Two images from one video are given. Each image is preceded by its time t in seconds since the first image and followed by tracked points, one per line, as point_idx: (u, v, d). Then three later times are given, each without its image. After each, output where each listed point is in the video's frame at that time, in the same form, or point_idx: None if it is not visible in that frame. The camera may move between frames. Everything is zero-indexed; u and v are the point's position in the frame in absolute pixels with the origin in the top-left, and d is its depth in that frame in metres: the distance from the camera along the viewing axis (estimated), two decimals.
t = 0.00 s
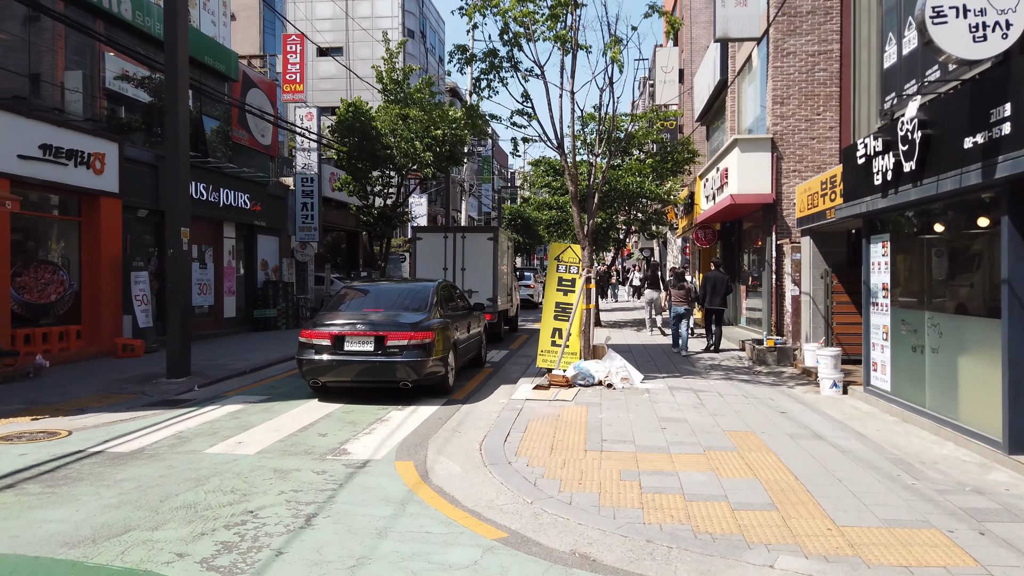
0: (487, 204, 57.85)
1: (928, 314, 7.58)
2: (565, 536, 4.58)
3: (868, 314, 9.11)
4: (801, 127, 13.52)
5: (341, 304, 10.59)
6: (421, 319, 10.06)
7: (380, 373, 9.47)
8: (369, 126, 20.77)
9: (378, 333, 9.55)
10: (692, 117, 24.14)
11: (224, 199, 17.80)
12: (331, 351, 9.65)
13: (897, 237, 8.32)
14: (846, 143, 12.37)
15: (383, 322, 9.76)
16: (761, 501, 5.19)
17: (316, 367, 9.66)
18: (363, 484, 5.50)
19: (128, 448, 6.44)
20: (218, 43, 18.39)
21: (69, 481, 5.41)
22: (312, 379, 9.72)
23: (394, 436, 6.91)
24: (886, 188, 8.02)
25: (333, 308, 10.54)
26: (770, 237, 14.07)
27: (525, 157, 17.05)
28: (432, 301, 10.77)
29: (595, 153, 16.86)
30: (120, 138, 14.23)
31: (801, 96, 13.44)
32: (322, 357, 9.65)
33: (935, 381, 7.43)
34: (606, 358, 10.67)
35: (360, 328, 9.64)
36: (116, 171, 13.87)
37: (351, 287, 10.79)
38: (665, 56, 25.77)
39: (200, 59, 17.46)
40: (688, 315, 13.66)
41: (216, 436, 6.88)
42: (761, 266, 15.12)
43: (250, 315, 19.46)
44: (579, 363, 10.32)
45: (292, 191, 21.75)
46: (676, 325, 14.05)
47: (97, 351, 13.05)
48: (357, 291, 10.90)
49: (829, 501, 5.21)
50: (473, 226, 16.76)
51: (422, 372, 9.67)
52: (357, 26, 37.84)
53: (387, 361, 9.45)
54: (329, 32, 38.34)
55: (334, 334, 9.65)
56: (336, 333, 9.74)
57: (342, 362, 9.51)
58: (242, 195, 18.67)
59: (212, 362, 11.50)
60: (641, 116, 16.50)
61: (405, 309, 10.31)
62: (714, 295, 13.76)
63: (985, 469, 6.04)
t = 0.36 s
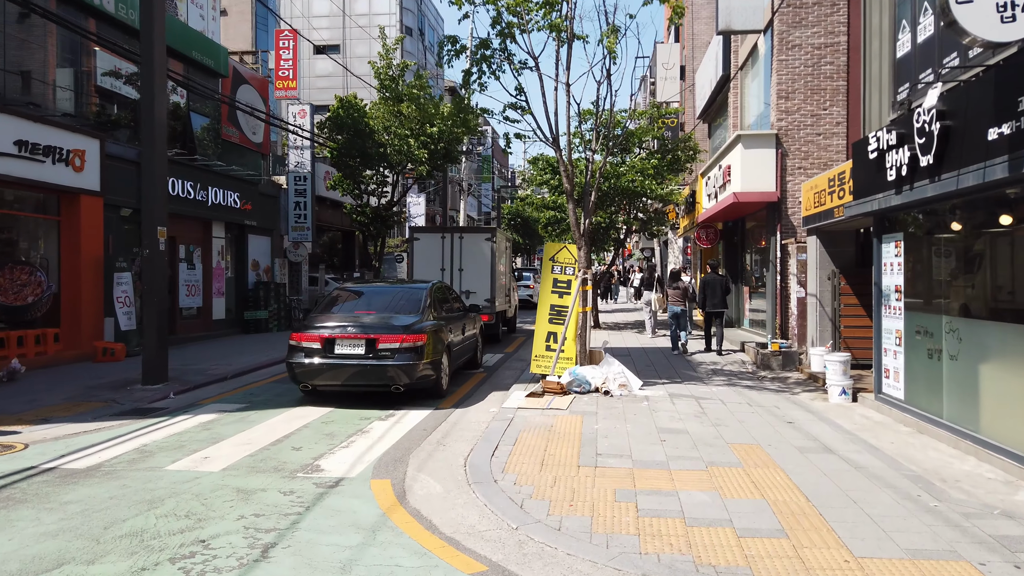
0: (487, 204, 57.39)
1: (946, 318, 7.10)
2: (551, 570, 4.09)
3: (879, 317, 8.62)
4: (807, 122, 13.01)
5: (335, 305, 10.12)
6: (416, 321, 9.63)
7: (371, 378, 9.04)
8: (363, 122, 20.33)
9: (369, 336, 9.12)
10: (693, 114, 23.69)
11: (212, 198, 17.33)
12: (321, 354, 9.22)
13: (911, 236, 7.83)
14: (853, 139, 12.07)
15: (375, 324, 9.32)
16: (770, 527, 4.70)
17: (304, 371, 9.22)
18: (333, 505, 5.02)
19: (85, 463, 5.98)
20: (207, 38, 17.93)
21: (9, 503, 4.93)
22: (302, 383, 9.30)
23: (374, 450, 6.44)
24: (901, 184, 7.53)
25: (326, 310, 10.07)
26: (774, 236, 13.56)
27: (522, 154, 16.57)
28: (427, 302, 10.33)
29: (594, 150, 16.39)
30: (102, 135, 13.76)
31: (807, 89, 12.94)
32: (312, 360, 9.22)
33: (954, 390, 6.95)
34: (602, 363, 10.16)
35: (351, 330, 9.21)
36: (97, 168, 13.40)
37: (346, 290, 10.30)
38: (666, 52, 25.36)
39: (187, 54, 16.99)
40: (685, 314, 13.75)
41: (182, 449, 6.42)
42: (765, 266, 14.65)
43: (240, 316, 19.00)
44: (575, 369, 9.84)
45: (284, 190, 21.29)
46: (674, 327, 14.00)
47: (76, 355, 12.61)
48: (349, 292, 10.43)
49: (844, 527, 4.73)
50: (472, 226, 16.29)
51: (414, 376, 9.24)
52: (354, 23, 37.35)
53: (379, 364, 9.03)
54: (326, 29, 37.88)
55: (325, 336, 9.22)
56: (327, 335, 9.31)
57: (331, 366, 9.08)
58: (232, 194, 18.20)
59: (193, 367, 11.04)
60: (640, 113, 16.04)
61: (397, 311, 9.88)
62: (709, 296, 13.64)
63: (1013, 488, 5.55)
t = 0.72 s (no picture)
0: (482, 204, 56.89)
1: (957, 321, 6.64)
2: None
3: (883, 320, 8.16)
4: (807, 117, 12.56)
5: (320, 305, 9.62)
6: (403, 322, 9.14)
7: (355, 381, 8.57)
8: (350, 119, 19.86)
9: (353, 337, 8.64)
10: (689, 111, 23.25)
11: (194, 196, 16.81)
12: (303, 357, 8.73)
13: (919, 234, 7.37)
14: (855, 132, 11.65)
15: (358, 325, 8.84)
16: (772, 555, 4.22)
17: (285, 374, 8.73)
18: (288, 530, 4.53)
19: (24, 480, 5.48)
20: (189, 32, 17.41)
21: None
22: (284, 386, 8.82)
23: (343, 464, 5.95)
24: (909, 177, 7.05)
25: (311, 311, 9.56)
26: (773, 234, 13.06)
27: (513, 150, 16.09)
28: (414, 302, 9.85)
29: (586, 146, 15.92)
30: (75, 130, 13.24)
31: (806, 82, 12.48)
32: (293, 362, 8.72)
33: (966, 398, 6.48)
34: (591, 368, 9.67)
35: (335, 331, 8.72)
36: (70, 164, 12.89)
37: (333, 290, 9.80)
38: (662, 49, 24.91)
39: (168, 48, 16.47)
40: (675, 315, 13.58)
41: (134, 463, 5.92)
42: (762, 266, 14.18)
43: (224, 318, 18.50)
44: (564, 374, 9.35)
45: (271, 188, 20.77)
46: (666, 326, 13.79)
47: (45, 358, 12.09)
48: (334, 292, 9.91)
49: (854, 555, 4.25)
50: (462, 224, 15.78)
51: (399, 379, 8.76)
52: (345, 20, 36.84)
53: (363, 367, 8.55)
54: (318, 26, 37.33)
55: (307, 337, 8.73)
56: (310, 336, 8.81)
57: (314, 369, 8.60)
58: (214, 192, 17.69)
59: (164, 371, 10.53)
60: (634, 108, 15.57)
61: (383, 311, 9.39)
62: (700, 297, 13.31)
63: None
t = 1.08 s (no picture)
0: (478, 203, 56.39)
1: (976, 324, 6.19)
2: None
3: (894, 322, 7.70)
4: (810, 111, 12.10)
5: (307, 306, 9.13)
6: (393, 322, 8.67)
7: (343, 384, 8.09)
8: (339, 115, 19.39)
9: (341, 338, 8.16)
10: (687, 107, 22.80)
11: (177, 193, 16.31)
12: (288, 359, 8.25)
13: (933, 231, 6.90)
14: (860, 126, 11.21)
15: (346, 325, 8.36)
16: None
17: (270, 377, 8.25)
18: (243, 558, 4.06)
19: None
20: (174, 25, 16.92)
21: None
22: (270, 390, 8.35)
23: (314, 479, 5.48)
24: (924, 169, 6.59)
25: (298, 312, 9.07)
26: (773, 234, 12.58)
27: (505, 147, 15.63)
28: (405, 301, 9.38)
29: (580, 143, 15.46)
30: (52, 124, 12.71)
31: (809, 75, 12.02)
32: (278, 365, 8.24)
33: (987, 407, 6.03)
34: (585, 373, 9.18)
35: (322, 332, 8.24)
36: (45, 160, 12.37)
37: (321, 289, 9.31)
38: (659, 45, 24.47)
39: (151, 41, 15.97)
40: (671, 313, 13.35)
41: (85, 479, 5.43)
42: (762, 266, 13.73)
43: (209, 319, 17.99)
44: (557, 379, 8.87)
45: (259, 185, 20.28)
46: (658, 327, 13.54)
47: (16, 362, 11.57)
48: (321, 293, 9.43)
49: None
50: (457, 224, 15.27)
51: (388, 382, 8.29)
52: (338, 16, 36.34)
53: (352, 369, 8.08)
54: (310, 23, 36.83)
55: (293, 338, 8.24)
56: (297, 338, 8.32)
57: (301, 371, 8.11)
58: (199, 190, 17.19)
59: (138, 376, 10.03)
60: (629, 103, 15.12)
61: (372, 310, 8.91)
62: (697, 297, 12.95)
63: None
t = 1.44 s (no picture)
0: (473, 203, 55.95)
1: (998, 331, 5.75)
2: None
3: (906, 328, 7.27)
4: (813, 106, 11.68)
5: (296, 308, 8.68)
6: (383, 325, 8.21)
7: (332, 389, 7.63)
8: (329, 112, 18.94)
9: (330, 340, 7.69)
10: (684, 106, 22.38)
11: (160, 192, 15.83)
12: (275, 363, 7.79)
13: (950, 231, 6.46)
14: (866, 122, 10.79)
15: (335, 327, 7.90)
16: None
17: (257, 381, 7.80)
18: None
19: None
20: (157, 19, 16.43)
21: None
22: (256, 395, 7.89)
23: (281, 501, 5.02)
24: (940, 165, 6.14)
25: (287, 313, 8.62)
26: (773, 235, 12.12)
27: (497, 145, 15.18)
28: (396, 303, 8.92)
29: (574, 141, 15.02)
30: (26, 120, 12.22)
31: (812, 69, 11.60)
32: (264, 369, 7.78)
33: (1010, 421, 5.59)
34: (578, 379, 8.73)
35: (310, 335, 7.78)
36: (19, 157, 11.89)
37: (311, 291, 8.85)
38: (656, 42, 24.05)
39: (133, 35, 15.48)
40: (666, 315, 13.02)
41: (28, 503, 4.95)
42: (763, 268, 13.30)
43: (194, 322, 17.51)
44: (550, 387, 8.42)
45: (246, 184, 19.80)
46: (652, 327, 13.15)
47: None
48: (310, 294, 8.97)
49: None
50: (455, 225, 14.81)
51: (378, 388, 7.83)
52: (330, 14, 35.85)
53: (342, 373, 7.61)
54: (302, 20, 36.34)
55: (281, 340, 7.78)
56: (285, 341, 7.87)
57: (288, 375, 7.65)
58: (183, 188, 16.70)
59: (110, 383, 9.55)
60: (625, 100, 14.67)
61: (362, 312, 8.45)
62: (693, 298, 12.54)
63: None
